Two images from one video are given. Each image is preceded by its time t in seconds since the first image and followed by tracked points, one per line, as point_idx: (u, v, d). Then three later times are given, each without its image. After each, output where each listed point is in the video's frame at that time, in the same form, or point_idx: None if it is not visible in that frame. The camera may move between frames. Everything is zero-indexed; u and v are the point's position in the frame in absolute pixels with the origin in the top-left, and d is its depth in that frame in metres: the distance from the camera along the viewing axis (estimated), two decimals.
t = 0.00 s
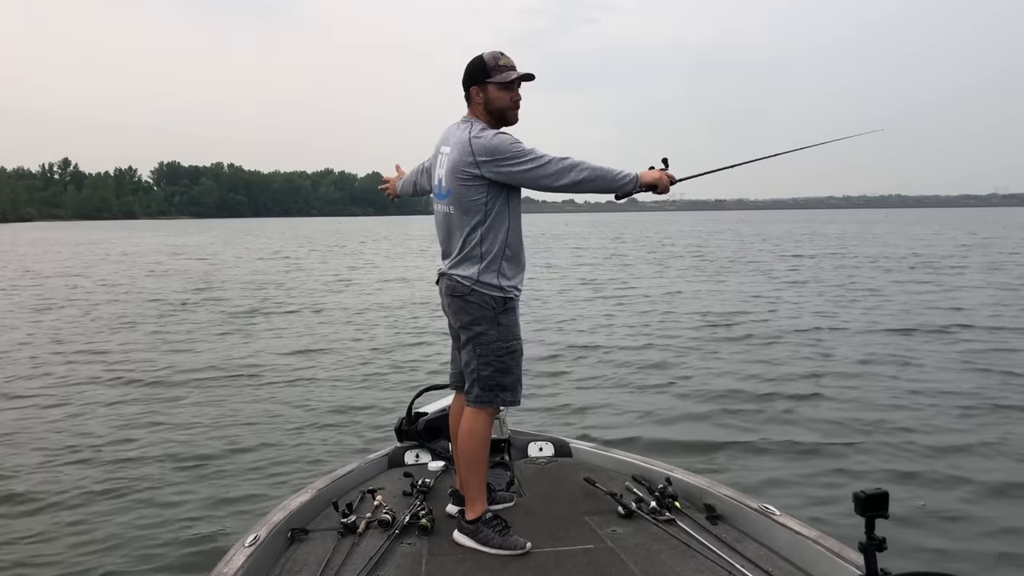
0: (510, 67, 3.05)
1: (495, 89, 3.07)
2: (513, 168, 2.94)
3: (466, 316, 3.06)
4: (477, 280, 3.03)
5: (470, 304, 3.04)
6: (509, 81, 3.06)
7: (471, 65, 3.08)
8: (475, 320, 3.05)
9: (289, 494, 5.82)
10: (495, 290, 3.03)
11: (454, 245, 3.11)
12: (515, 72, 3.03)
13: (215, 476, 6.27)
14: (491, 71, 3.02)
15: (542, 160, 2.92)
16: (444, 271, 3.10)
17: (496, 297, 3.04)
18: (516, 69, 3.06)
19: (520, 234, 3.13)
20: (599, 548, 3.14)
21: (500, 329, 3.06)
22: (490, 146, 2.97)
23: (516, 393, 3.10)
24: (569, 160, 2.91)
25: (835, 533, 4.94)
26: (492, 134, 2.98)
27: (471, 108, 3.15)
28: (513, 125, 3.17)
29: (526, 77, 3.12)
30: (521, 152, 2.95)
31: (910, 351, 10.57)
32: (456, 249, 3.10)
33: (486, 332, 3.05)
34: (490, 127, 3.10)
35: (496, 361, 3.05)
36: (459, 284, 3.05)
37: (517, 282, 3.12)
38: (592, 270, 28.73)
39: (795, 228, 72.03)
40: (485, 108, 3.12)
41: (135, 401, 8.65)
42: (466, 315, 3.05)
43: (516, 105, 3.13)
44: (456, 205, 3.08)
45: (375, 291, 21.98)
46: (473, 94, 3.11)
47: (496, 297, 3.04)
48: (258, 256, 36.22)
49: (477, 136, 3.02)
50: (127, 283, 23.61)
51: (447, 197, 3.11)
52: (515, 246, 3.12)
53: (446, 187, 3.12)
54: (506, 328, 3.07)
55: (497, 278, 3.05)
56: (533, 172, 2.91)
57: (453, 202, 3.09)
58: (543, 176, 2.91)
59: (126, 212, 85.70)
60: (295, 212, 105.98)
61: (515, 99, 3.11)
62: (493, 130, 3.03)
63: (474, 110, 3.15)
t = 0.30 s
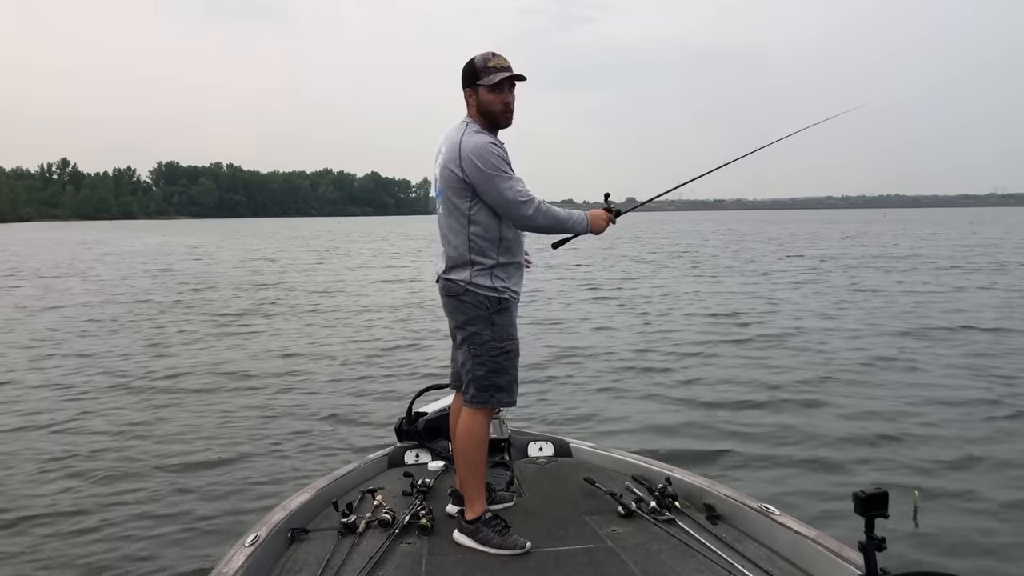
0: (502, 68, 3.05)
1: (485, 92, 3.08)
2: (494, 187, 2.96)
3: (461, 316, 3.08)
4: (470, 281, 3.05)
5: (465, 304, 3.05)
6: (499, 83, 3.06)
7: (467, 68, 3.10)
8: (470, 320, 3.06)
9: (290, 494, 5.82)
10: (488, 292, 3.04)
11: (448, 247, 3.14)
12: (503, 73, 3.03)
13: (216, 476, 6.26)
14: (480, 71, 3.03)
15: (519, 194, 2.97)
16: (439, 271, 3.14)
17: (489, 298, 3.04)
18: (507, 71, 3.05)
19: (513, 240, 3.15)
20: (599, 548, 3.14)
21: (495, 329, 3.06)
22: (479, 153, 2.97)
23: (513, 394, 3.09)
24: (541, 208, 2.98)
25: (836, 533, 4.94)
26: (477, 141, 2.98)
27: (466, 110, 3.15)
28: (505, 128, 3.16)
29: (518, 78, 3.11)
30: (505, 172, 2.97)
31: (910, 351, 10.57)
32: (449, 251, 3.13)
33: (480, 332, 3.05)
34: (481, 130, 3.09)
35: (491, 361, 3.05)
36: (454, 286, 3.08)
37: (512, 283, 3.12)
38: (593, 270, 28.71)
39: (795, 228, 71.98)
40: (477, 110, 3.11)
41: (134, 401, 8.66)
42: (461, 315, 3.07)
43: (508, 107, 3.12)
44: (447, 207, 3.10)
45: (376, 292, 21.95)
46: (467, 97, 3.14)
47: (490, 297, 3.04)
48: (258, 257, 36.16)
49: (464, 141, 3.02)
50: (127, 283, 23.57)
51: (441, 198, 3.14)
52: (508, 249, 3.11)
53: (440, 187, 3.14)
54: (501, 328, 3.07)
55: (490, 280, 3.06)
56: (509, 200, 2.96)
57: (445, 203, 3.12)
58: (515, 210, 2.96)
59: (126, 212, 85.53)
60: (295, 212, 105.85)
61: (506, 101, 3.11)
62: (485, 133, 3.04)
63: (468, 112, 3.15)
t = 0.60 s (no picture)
0: (499, 65, 3.04)
1: (484, 89, 3.08)
2: (471, 189, 2.98)
3: (455, 315, 3.13)
4: (461, 280, 3.08)
5: (458, 304, 3.09)
6: (496, 79, 3.06)
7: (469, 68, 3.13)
8: (462, 320, 3.09)
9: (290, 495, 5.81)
10: (477, 291, 3.06)
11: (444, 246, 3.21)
12: (500, 68, 3.02)
13: (216, 477, 6.26)
14: (479, 70, 3.04)
15: (493, 198, 2.96)
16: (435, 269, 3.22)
17: (479, 298, 3.06)
18: (505, 67, 3.04)
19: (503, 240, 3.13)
20: (599, 549, 3.14)
21: (485, 329, 3.07)
22: (462, 152, 3.00)
23: (508, 393, 3.08)
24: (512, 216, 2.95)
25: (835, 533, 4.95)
26: (461, 141, 3.01)
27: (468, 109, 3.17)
28: (506, 126, 3.14)
29: (516, 74, 3.10)
30: (483, 174, 2.98)
31: (910, 352, 10.58)
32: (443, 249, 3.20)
33: (471, 332, 3.07)
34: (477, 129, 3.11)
35: (483, 361, 3.05)
36: (448, 284, 3.14)
37: (503, 283, 3.11)
38: (592, 270, 28.68)
39: (794, 228, 71.97)
40: (477, 108, 3.12)
41: (133, 401, 8.65)
42: (455, 314, 3.11)
43: (507, 104, 3.10)
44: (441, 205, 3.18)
45: (374, 291, 21.92)
46: (468, 95, 3.15)
47: (480, 297, 3.06)
48: (256, 257, 36.12)
49: (453, 140, 3.07)
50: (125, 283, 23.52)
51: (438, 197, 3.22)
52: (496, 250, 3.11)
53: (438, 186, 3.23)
54: (491, 328, 3.07)
55: (480, 279, 3.07)
56: (484, 203, 2.96)
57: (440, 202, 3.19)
58: (488, 215, 2.96)
59: (124, 211, 85.35)
60: (293, 211, 105.74)
61: (506, 97, 3.09)
62: (475, 130, 3.06)
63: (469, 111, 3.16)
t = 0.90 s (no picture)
0: (495, 64, 3.03)
1: (482, 88, 3.08)
2: (458, 187, 2.99)
3: (447, 314, 3.14)
4: (453, 278, 3.09)
5: (449, 303, 3.11)
6: (492, 77, 3.05)
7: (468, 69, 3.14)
8: (453, 319, 3.11)
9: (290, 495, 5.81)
10: (468, 290, 3.06)
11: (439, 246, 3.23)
12: (496, 67, 3.02)
13: (216, 478, 6.26)
14: (476, 69, 3.04)
15: (479, 197, 2.95)
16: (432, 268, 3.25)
17: (469, 296, 3.06)
18: (502, 66, 3.04)
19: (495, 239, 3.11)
20: (599, 549, 3.14)
21: (476, 328, 3.07)
22: (451, 152, 3.02)
23: (498, 395, 3.06)
24: (494, 212, 2.93)
25: (835, 533, 4.94)
26: (454, 140, 3.03)
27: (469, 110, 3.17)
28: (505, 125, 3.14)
29: (514, 72, 3.09)
30: (470, 172, 2.98)
31: (910, 354, 10.58)
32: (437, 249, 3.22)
33: (462, 331, 3.09)
34: (475, 129, 3.11)
35: (472, 360, 3.05)
36: (441, 283, 3.15)
37: (496, 282, 3.10)
38: (592, 271, 28.65)
39: (793, 228, 71.92)
40: (475, 108, 3.12)
41: (133, 402, 8.64)
42: (447, 313, 3.12)
43: (504, 102, 3.09)
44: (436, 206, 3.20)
45: (374, 291, 21.88)
46: (468, 96, 3.15)
47: (471, 296, 3.06)
48: (255, 257, 36.05)
49: (448, 140, 3.08)
50: (125, 283, 23.46)
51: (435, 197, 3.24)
52: (488, 249, 3.10)
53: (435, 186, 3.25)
54: (481, 327, 3.07)
55: (470, 278, 3.08)
56: (469, 201, 2.96)
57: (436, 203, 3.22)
58: (473, 212, 2.96)
59: (122, 211, 85.19)
60: (292, 211, 105.66)
61: (503, 96, 3.09)
62: (468, 130, 3.07)
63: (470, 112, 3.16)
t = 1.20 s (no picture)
0: (497, 65, 3.03)
1: (483, 87, 3.08)
2: (461, 186, 2.99)
3: (444, 313, 3.13)
4: (452, 278, 3.09)
5: (446, 303, 3.10)
6: (494, 78, 3.05)
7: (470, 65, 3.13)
8: (451, 318, 3.10)
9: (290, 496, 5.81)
10: (467, 289, 3.06)
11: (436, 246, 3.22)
12: (498, 68, 3.01)
13: (215, 479, 6.26)
14: (478, 68, 3.04)
15: (485, 196, 2.95)
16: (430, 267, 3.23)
17: (468, 295, 3.06)
18: (504, 66, 3.03)
19: (495, 238, 3.11)
20: (599, 549, 3.14)
21: (474, 328, 3.07)
22: (453, 151, 3.01)
23: (496, 394, 3.06)
24: (506, 210, 2.94)
25: (835, 532, 4.94)
26: (456, 138, 3.03)
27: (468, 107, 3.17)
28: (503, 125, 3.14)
29: (515, 74, 3.09)
30: (473, 171, 2.98)
31: (909, 354, 10.59)
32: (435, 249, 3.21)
33: (460, 331, 3.08)
34: (476, 128, 3.11)
35: (469, 360, 3.05)
36: (438, 283, 3.14)
37: (496, 282, 3.10)
38: (591, 271, 28.67)
39: (792, 228, 71.93)
40: (474, 106, 3.12)
41: (133, 403, 8.64)
42: (444, 313, 3.11)
43: (505, 103, 3.09)
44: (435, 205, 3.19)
45: (374, 291, 21.90)
46: (468, 94, 3.14)
47: (469, 296, 3.06)
48: (255, 257, 36.07)
49: (449, 139, 3.08)
50: (124, 283, 23.46)
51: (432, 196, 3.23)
52: (488, 248, 3.10)
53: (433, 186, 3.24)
54: (479, 327, 3.07)
55: (468, 278, 3.07)
56: (477, 201, 2.96)
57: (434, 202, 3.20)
58: (482, 210, 2.96)
59: (121, 212, 85.17)
60: (292, 211, 105.67)
61: (503, 97, 3.08)
62: (468, 128, 3.07)
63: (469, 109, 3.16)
